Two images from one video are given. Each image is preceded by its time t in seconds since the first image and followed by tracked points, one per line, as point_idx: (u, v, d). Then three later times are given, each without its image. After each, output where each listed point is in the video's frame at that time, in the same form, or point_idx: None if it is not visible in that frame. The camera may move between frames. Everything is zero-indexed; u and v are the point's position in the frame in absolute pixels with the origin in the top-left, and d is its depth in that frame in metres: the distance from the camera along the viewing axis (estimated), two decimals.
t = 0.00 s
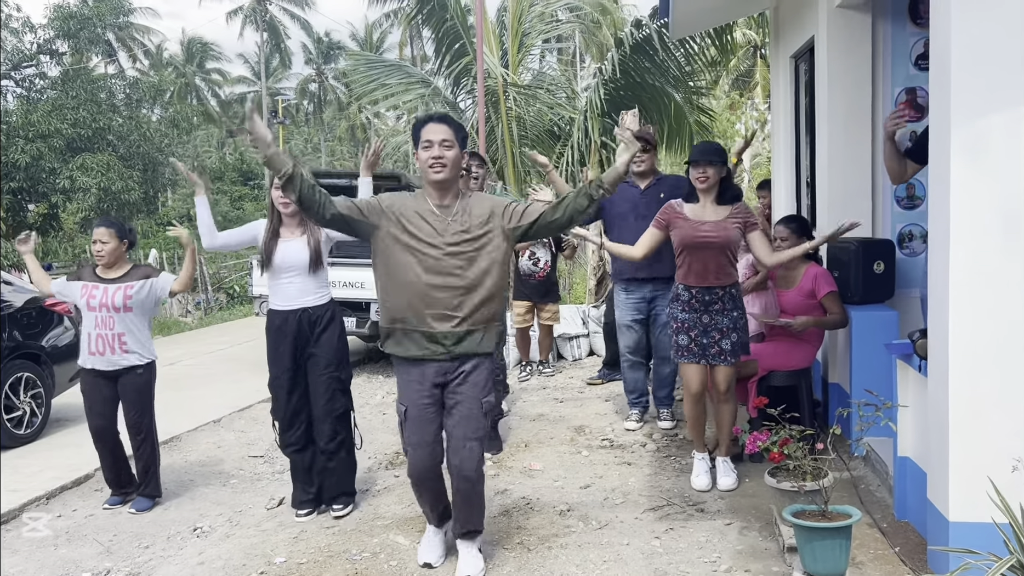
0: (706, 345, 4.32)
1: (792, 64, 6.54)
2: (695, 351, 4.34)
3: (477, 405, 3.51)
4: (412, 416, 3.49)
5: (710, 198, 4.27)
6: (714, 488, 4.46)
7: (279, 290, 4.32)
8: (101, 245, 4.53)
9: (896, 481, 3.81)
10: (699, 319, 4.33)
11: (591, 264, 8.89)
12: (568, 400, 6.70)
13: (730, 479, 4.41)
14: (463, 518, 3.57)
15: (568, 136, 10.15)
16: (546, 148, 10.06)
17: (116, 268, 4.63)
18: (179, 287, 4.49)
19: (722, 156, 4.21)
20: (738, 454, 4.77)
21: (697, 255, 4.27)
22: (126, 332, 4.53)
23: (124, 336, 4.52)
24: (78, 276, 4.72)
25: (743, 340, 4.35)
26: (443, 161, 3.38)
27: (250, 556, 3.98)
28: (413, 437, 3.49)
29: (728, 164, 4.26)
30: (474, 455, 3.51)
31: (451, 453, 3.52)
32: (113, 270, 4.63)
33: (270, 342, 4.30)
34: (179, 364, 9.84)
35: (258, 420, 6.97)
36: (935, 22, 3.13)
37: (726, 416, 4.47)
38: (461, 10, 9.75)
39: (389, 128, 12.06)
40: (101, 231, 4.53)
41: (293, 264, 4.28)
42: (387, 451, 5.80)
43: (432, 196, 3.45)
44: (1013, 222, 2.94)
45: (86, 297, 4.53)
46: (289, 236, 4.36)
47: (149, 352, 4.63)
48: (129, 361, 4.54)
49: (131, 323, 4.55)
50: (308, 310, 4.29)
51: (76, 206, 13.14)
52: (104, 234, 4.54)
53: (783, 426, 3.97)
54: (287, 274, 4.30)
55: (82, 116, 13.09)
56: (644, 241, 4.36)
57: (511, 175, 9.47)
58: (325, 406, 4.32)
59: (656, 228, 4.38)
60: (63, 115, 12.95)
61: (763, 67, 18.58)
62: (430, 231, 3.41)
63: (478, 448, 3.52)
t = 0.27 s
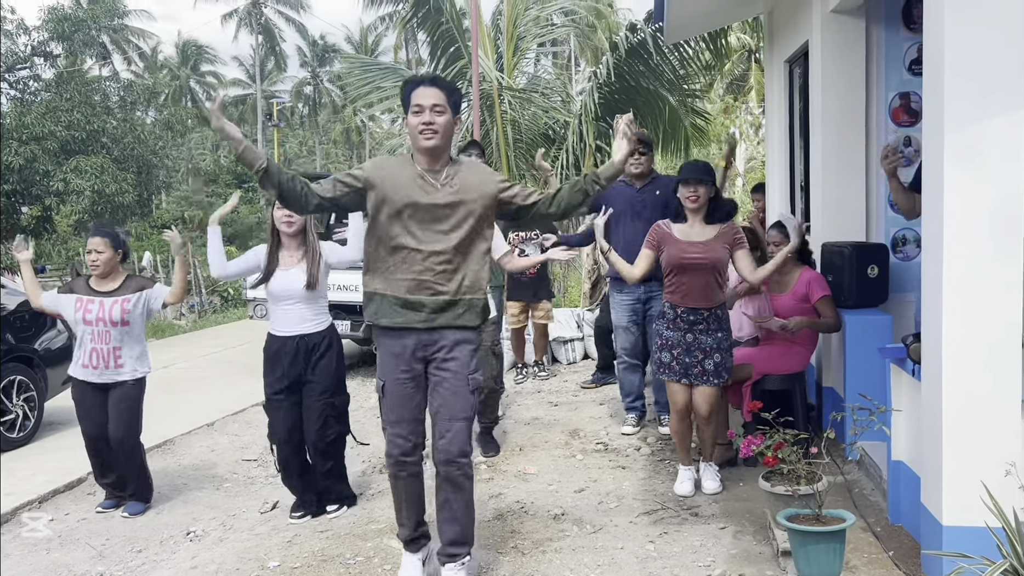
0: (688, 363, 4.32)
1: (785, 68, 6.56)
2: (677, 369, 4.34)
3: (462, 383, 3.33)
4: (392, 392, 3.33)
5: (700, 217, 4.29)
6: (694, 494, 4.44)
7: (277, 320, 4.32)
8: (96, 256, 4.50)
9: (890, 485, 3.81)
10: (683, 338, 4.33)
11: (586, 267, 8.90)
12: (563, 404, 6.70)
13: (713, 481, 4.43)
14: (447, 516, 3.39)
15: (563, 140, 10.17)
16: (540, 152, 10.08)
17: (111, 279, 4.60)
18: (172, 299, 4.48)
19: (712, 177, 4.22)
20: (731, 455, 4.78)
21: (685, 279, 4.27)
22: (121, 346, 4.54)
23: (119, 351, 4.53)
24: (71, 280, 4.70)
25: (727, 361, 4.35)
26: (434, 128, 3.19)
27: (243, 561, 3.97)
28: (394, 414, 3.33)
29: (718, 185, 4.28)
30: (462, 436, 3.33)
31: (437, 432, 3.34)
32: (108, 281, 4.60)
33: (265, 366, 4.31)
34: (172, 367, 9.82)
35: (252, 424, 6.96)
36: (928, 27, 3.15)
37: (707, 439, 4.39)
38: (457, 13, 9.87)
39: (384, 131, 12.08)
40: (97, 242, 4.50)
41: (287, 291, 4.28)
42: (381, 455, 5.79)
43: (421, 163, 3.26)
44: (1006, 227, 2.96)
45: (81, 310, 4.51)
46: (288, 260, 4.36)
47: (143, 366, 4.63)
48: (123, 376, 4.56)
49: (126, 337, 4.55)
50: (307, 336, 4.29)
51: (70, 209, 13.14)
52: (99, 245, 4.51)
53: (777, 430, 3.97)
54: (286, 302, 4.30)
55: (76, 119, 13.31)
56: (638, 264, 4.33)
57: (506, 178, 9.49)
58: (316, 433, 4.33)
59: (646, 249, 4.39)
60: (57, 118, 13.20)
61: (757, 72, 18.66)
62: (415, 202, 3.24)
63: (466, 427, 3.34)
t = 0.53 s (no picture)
0: (692, 341, 4.32)
1: (780, 73, 6.57)
2: (681, 348, 4.35)
3: (453, 410, 3.16)
4: (378, 418, 3.15)
5: (695, 197, 4.32)
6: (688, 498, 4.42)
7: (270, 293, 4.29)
8: (94, 245, 4.49)
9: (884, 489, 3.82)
10: (683, 316, 4.33)
11: (581, 271, 8.90)
12: (558, 407, 6.70)
13: (712, 482, 4.37)
14: (438, 543, 3.22)
15: (558, 144, 10.17)
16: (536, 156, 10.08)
17: (105, 269, 4.58)
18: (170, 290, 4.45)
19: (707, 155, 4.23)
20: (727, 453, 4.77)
21: (683, 253, 4.28)
22: (115, 334, 4.50)
23: (113, 338, 4.50)
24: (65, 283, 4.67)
25: (730, 334, 4.33)
26: (420, 139, 3.07)
27: (236, 565, 3.96)
28: (379, 442, 3.15)
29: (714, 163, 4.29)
30: (451, 463, 3.14)
31: (425, 458, 3.16)
32: (103, 271, 4.57)
33: (259, 337, 4.27)
34: (166, 370, 9.78)
35: (246, 427, 6.93)
36: (921, 32, 3.16)
37: (710, 418, 4.39)
38: (452, 17, 9.82)
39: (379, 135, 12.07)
40: (95, 231, 4.51)
41: (285, 262, 4.27)
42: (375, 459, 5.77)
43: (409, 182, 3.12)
44: (999, 230, 2.97)
45: (75, 297, 4.48)
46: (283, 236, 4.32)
47: (138, 355, 4.60)
48: (117, 364, 4.51)
49: (121, 325, 4.52)
50: (301, 311, 4.27)
51: (64, 212, 13.09)
52: (97, 235, 4.53)
53: (771, 433, 3.97)
54: (280, 274, 4.28)
55: (71, 122, 13.15)
56: (632, 246, 4.38)
57: (501, 182, 9.49)
58: (319, 408, 4.31)
59: (642, 226, 4.41)
60: (51, 121, 12.95)
61: (751, 77, 18.71)
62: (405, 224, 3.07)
63: (456, 454, 3.16)
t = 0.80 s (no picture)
0: (697, 379, 4.31)
1: (773, 78, 6.60)
2: (686, 386, 4.33)
3: (435, 419, 3.21)
4: (363, 429, 3.22)
5: (697, 234, 4.31)
6: (684, 499, 4.46)
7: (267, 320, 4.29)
8: (93, 259, 4.49)
9: (877, 493, 3.83)
10: (688, 355, 4.33)
11: (575, 275, 8.91)
12: (552, 411, 6.70)
13: (714, 492, 4.38)
14: (413, 554, 3.22)
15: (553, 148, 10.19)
16: (531, 160, 10.10)
17: (101, 288, 4.58)
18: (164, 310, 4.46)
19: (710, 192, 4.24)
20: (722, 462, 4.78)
21: (685, 295, 4.28)
22: (114, 356, 4.52)
23: (113, 360, 4.52)
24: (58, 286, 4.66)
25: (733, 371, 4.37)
26: (397, 146, 3.10)
27: (229, 569, 3.95)
28: (364, 453, 3.21)
29: (715, 200, 4.29)
30: (431, 473, 3.17)
31: (406, 468, 3.20)
32: (100, 290, 4.58)
33: (254, 366, 4.28)
34: (159, 375, 9.75)
35: (240, 431, 6.92)
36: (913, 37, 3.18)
37: (712, 450, 4.45)
38: (447, 23, 9.88)
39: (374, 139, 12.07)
40: (94, 245, 4.48)
41: (282, 293, 4.26)
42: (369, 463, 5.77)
43: (388, 185, 3.17)
44: (991, 234, 2.98)
45: (72, 322, 4.49)
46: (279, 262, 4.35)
47: (138, 372, 4.62)
48: (121, 385, 4.56)
49: (119, 347, 4.54)
50: (297, 339, 4.28)
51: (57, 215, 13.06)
52: (97, 250, 4.50)
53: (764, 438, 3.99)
54: (277, 304, 4.28)
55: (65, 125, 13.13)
56: (639, 280, 4.39)
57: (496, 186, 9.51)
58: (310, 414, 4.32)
59: (647, 265, 4.43)
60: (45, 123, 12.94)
61: (746, 82, 18.79)
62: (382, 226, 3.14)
63: (436, 465, 3.19)
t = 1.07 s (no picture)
0: (674, 351, 4.32)
1: (766, 83, 6.63)
2: (663, 357, 4.34)
3: (420, 394, 3.24)
4: (344, 399, 3.25)
5: (684, 207, 4.36)
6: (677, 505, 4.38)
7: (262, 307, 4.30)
8: (83, 251, 4.46)
9: (869, 497, 3.85)
10: (668, 326, 4.34)
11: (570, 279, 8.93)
12: (547, 415, 6.71)
13: (705, 494, 4.38)
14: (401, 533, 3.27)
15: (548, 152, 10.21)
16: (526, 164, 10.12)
17: (90, 279, 4.55)
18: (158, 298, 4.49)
19: (695, 165, 4.31)
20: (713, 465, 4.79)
21: (667, 263, 4.32)
22: (102, 345, 4.49)
23: (100, 349, 4.49)
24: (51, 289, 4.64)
25: (713, 349, 4.35)
26: (375, 121, 3.12)
27: (223, 572, 3.95)
28: (347, 424, 3.24)
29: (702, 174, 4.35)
30: (415, 449, 3.20)
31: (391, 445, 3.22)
32: (89, 280, 4.55)
33: (247, 358, 4.25)
34: (153, 378, 9.73)
35: (234, 435, 6.91)
36: (904, 43, 3.20)
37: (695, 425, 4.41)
38: (442, 25, 9.81)
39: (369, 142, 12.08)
40: (84, 237, 4.46)
41: (271, 278, 4.24)
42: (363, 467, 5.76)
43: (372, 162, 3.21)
44: (981, 239, 3.00)
45: (60, 309, 4.46)
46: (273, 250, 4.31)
47: (124, 364, 4.59)
48: (105, 375, 4.51)
49: (107, 336, 4.52)
50: (290, 327, 4.25)
51: (51, 218, 13.04)
52: (86, 241, 4.48)
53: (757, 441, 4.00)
54: (268, 291, 4.26)
55: (59, 127, 13.11)
56: (630, 256, 4.56)
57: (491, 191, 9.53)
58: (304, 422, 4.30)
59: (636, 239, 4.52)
60: (40, 126, 12.92)
61: (740, 87, 18.87)
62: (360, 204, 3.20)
63: (420, 441, 3.22)
